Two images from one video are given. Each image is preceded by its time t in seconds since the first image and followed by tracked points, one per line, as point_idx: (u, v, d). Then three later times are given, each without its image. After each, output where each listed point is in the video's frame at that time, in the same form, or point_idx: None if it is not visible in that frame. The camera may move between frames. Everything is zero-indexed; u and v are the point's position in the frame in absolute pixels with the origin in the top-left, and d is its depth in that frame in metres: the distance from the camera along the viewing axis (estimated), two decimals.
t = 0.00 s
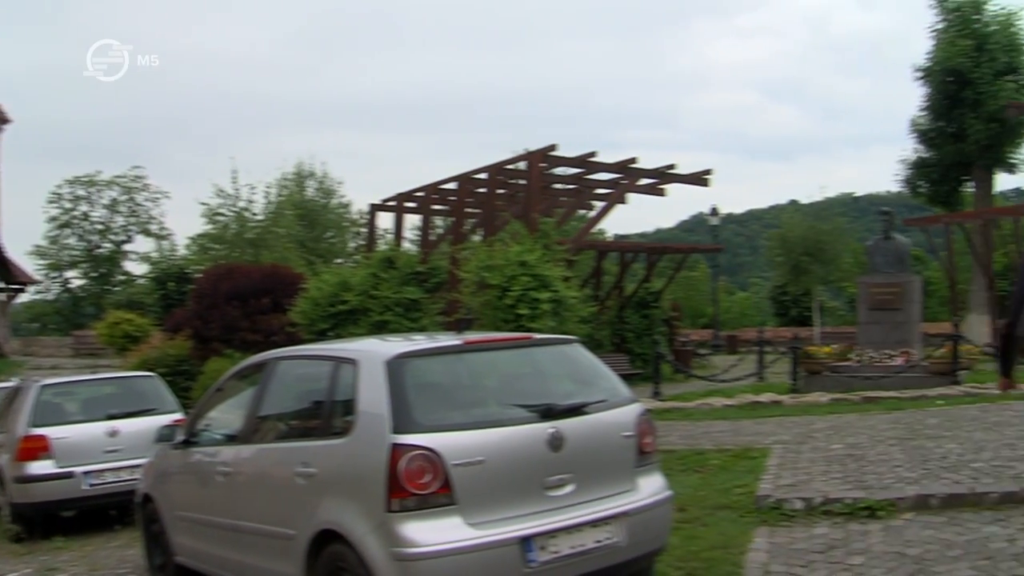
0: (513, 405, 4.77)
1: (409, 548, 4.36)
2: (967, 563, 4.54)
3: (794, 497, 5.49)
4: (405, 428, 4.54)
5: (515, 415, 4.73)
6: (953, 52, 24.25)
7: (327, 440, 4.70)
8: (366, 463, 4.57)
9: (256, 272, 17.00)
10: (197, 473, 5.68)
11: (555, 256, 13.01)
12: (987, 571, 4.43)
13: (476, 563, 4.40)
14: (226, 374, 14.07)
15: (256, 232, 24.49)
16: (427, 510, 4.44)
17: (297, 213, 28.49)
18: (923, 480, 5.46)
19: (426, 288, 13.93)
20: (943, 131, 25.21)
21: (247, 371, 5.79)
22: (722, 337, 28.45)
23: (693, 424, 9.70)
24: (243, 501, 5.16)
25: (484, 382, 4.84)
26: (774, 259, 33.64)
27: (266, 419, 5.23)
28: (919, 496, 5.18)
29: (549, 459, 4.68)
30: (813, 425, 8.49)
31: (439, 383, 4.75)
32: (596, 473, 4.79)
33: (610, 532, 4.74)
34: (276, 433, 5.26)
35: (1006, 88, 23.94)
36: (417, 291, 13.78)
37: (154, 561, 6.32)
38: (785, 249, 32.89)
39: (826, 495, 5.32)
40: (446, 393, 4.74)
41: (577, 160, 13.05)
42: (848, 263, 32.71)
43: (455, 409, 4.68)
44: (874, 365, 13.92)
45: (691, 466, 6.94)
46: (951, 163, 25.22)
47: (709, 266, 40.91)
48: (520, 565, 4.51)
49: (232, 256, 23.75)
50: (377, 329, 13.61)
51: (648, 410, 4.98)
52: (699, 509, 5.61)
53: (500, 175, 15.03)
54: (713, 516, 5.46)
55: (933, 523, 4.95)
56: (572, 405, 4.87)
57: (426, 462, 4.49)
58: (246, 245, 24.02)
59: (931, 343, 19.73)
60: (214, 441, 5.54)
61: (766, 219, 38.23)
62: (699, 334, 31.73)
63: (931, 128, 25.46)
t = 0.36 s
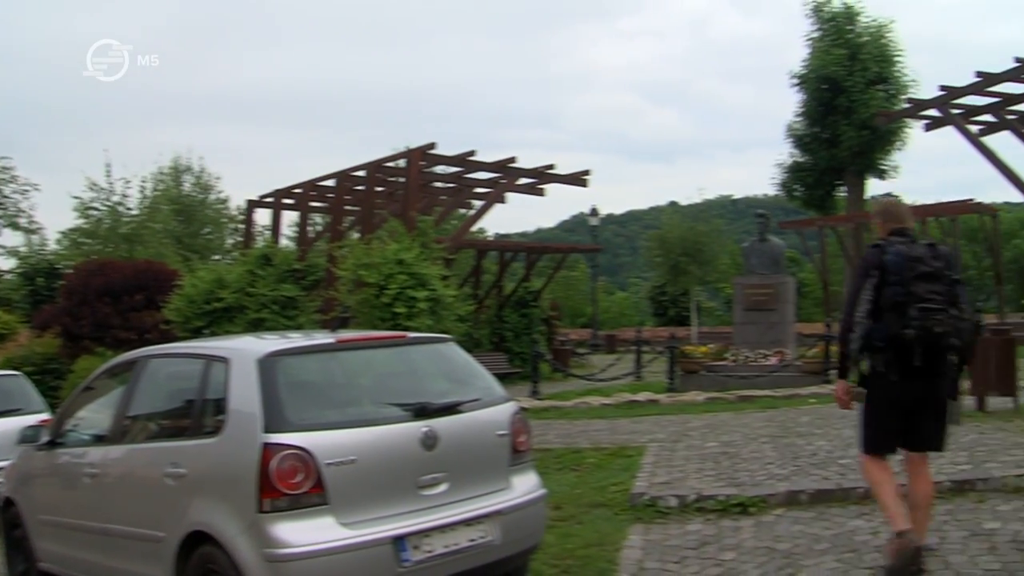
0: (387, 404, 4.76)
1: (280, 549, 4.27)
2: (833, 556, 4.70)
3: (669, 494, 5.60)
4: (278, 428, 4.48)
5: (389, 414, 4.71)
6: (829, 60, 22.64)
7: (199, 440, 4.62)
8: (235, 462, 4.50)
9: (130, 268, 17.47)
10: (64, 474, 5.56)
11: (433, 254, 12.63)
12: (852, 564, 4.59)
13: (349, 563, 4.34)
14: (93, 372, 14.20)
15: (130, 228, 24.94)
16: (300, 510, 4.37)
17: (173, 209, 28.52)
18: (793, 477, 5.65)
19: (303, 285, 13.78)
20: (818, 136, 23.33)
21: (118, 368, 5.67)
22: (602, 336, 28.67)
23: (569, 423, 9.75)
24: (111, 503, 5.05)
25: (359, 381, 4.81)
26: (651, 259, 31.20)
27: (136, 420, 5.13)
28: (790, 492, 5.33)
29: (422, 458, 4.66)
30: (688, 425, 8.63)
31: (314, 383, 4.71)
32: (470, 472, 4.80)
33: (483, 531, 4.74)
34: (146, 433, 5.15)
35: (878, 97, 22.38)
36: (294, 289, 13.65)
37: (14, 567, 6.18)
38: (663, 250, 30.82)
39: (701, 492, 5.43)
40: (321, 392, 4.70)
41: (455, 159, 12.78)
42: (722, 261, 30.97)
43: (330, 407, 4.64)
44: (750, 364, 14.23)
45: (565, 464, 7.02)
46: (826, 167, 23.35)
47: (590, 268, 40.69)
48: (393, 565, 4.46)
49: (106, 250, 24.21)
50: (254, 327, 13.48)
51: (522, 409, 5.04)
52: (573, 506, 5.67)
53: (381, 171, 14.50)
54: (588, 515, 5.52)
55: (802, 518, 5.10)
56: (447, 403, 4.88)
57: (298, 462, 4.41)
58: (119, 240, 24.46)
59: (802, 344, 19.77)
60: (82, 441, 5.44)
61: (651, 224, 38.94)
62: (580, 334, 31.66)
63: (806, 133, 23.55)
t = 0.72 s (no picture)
0: (286, 403, 4.71)
1: (174, 552, 4.15)
2: (731, 552, 4.76)
3: (569, 493, 5.65)
4: (173, 427, 4.38)
5: (287, 413, 4.66)
6: (733, 64, 25.10)
7: (90, 440, 4.51)
8: (126, 462, 4.39)
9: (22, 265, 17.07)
10: None
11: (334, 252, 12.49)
12: (749, 560, 4.66)
13: (246, 565, 4.24)
14: None
15: (21, 221, 24.18)
16: (195, 511, 4.26)
17: (68, 203, 28.09)
18: (693, 474, 5.76)
19: (203, 283, 13.86)
20: (721, 139, 25.91)
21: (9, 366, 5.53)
22: (506, 336, 29.01)
23: (469, 422, 9.80)
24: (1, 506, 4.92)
25: (257, 381, 4.75)
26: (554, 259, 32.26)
27: (28, 420, 5.01)
28: (688, 490, 5.43)
29: (319, 457, 4.62)
30: (588, 424, 8.76)
31: (210, 383, 4.63)
32: (367, 472, 4.78)
33: (382, 530, 4.72)
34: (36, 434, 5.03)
35: (779, 101, 24.87)
36: (193, 287, 13.69)
37: None
38: (567, 249, 31.76)
39: (600, 491, 5.50)
40: (218, 392, 4.62)
41: (357, 157, 12.62)
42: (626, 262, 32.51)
43: (227, 407, 4.56)
44: (653, 362, 14.33)
45: (467, 463, 7.08)
46: (726, 170, 25.87)
47: (492, 267, 42.08)
48: (291, 565, 4.38)
49: None
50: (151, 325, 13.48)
51: (420, 408, 5.06)
52: (473, 505, 5.70)
53: (282, 169, 13.91)
54: (488, 513, 5.57)
55: (701, 515, 5.18)
56: (345, 402, 4.85)
57: (193, 462, 4.31)
58: (9, 235, 23.69)
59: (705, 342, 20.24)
60: None
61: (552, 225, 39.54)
62: (483, 334, 31.62)
63: (709, 135, 26.14)
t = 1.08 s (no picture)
0: (224, 403, 4.67)
1: (108, 554, 4.05)
2: (669, 552, 4.78)
3: (509, 493, 5.69)
4: (108, 428, 4.29)
5: (226, 412, 4.62)
6: (676, 66, 27.35)
7: (23, 442, 4.44)
8: (59, 464, 4.32)
9: None
10: None
11: (274, 251, 12.47)
12: (688, 559, 4.68)
13: (184, 566, 4.16)
14: None
15: None
16: (130, 513, 4.17)
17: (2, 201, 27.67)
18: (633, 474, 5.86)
19: (141, 282, 14.52)
20: (665, 140, 28.04)
21: None
22: (446, 335, 29.12)
23: (410, 422, 9.83)
24: None
25: (195, 381, 4.71)
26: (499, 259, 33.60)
27: None
28: (628, 490, 5.51)
29: (257, 457, 4.58)
30: (528, 424, 8.85)
31: (147, 383, 4.57)
32: (306, 473, 4.76)
33: (322, 531, 4.69)
34: None
35: (721, 103, 27.06)
36: (131, 287, 14.32)
37: None
38: (509, 250, 33.04)
39: (540, 490, 5.57)
40: (155, 391, 4.55)
41: (299, 155, 12.58)
42: (572, 265, 33.72)
43: (165, 406, 4.50)
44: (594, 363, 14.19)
45: (409, 463, 7.13)
46: (669, 170, 28.09)
47: (436, 268, 43.24)
48: (229, 567, 4.31)
49: None
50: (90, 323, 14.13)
51: (359, 408, 5.08)
52: (414, 506, 5.73)
53: (222, 167, 13.72)
54: (429, 512, 5.63)
55: (640, 515, 5.23)
56: (284, 402, 4.84)
57: (129, 463, 4.23)
58: None
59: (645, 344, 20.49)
60: None
61: (495, 224, 39.92)
62: (426, 334, 31.63)
63: (652, 137, 28.31)
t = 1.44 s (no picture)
0: (187, 405, 4.63)
1: (68, 558, 3.97)
2: (634, 553, 4.78)
3: (474, 495, 5.70)
4: (68, 430, 4.22)
5: (188, 415, 4.58)
6: (641, 69, 27.35)
7: None
8: (17, 467, 4.24)
9: None
10: None
11: (239, 252, 12.40)
12: (653, 560, 4.69)
13: (146, 570, 4.10)
14: None
15: None
16: (91, 516, 4.09)
17: None
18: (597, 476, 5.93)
19: (104, 283, 15.68)
20: (632, 143, 28.14)
21: None
22: (412, 336, 29.15)
23: (376, 424, 9.84)
24: None
25: (157, 383, 4.67)
26: (464, 261, 33.99)
27: None
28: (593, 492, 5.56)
29: (221, 459, 4.55)
30: (494, 426, 8.89)
31: (109, 384, 4.52)
32: (270, 475, 4.74)
33: (285, 534, 4.67)
34: None
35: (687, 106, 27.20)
36: (94, 288, 15.39)
37: None
38: (475, 251, 33.18)
39: (506, 492, 5.59)
40: (117, 393, 4.51)
41: (263, 156, 12.52)
42: (537, 267, 33.80)
43: (127, 408, 4.45)
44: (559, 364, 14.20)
45: (374, 465, 7.14)
46: (635, 172, 28.23)
47: (400, 270, 43.40)
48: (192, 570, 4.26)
49: None
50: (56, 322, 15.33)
51: (324, 411, 5.08)
52: (379, 507, 5.74)
53: (187, 168, 13.62)
54: (394, 513, 5.65)
55: (604, 517, 5.25)
56: (248, 403, 4.82)
57: (90, 466, 4.16)
58: None
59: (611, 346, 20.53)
60: None
61: (462, 225, 39.93)
62: (390, 335, 31.60)
63: (619, 139, 28.42)
